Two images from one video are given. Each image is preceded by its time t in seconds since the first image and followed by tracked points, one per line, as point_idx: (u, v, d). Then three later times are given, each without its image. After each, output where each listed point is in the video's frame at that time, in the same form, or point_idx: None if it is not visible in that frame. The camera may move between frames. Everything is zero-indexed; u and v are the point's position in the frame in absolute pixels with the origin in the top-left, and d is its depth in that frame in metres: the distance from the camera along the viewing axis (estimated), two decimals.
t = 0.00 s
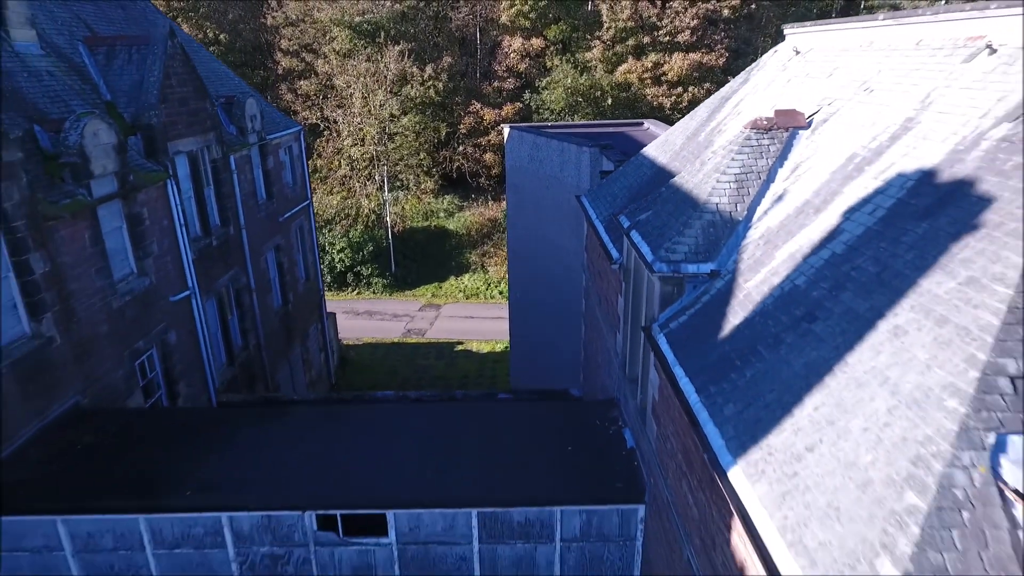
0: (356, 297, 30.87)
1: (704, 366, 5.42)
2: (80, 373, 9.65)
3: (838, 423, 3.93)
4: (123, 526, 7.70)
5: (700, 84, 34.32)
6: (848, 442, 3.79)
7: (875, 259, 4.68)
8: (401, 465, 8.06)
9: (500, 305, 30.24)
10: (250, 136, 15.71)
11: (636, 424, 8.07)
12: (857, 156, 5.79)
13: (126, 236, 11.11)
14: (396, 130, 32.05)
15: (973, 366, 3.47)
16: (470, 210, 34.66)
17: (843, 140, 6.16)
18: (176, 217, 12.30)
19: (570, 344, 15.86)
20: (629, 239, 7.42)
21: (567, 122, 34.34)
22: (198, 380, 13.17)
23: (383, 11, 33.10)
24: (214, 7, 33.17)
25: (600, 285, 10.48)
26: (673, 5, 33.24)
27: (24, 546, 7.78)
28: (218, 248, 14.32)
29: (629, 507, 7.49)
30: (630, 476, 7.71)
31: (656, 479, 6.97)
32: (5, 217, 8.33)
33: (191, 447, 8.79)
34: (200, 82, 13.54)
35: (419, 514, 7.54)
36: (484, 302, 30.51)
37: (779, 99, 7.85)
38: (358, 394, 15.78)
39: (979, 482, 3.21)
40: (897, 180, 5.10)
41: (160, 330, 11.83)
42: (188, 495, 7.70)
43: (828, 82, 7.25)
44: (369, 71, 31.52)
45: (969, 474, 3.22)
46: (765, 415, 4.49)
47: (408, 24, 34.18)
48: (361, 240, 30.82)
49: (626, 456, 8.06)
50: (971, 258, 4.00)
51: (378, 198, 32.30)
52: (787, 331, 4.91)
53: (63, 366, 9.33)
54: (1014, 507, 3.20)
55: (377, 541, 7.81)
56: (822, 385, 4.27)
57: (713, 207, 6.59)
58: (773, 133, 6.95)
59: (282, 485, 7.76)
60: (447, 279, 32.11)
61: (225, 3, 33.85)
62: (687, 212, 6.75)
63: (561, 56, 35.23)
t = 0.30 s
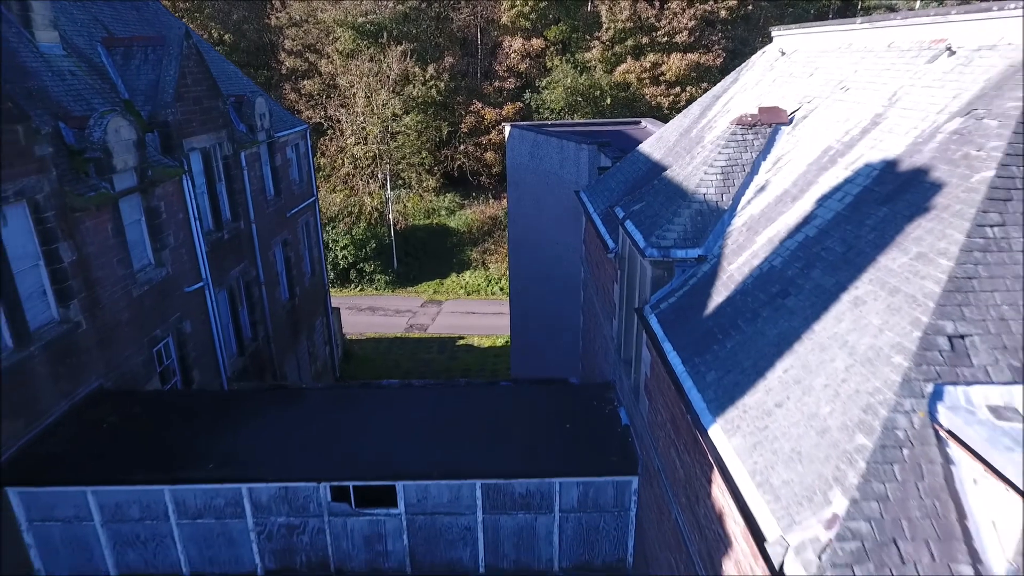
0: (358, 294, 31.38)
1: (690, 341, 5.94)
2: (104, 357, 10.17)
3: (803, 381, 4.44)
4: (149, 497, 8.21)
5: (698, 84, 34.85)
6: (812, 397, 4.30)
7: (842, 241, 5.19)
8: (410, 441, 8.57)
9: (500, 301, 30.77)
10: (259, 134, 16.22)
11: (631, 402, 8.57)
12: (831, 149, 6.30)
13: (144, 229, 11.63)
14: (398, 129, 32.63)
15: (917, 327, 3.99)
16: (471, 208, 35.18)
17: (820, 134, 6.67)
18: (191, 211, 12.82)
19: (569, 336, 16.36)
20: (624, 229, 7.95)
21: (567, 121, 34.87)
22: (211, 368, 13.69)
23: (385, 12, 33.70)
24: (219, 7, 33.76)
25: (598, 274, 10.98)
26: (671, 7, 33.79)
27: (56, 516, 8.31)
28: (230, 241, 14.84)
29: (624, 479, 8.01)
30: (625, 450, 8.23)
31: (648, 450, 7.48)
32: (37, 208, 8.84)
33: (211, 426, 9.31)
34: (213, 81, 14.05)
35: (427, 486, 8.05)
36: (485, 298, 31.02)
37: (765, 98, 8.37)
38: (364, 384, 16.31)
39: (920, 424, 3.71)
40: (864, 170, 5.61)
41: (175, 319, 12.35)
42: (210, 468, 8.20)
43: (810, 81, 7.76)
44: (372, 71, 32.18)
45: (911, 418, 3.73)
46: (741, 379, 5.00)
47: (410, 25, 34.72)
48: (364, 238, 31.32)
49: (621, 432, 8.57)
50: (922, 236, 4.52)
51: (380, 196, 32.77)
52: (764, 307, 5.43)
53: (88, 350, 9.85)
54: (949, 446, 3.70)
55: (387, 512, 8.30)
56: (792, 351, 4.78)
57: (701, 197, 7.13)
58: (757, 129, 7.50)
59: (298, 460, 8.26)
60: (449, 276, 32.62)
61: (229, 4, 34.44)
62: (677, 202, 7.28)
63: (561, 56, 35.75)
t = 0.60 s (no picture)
0: (361, 290, 31.85)
1: (678, 319, 6.43)
2: (124, 344, 10.67)
3: (777, 350, 4.94)
4: (172, 473, 8.72)
5: (696, 83, 35.28)
6: (784, 362, 4.80)
7: (816, 226, 5.68)
8: (417, 421, 9.06)
9: (501, 297, 31.23)
10: (267, 132, 16.71)
11: (626, 384, 9.07)
12: (810, 143, 6.79)
13: (160, 222, 12.13)
14: (400, 128, 33.13)
15: (874, 299, 4.49)
16: (472, 206, 35.65)
17: (801, 130, 7.16)
18: (204, 205, 13.31)
19: (568, 328, 16.83)
20: (619, 220, 8.44)
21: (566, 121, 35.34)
22: (222, 357, 14.19)
23: (387, 12, 34.21)
24: (223, 8, 34.29)
25: (595, 265, 11.47)
26: (669, 7, 34.17)
27: (84, 491, 8.81)
28: (240, 236, 15.34)
29: (619, 455, 8.51)
30: (620, 429, 8.73)
31: (642, 426, 7.97)
32: (64, 200, 9.33)
33: (228, 407, 9.82)
34: (224, 81, 14.53)
35: (433, 462, 8.55)
36: (486, 295, 31.49)
37: (751, 96, 8.87)
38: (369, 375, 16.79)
39: (875, 381, 4.21)
40: (838, 162, 6.11)
41: (189, 309, 12.85)
42: (229, 445, 8.68)
43: (793, 81, 8.26)
44: (374, 71, 32.63)
45: (867, 376, 4.23)
46: (723, 351, 5.49)
47: (412, 25, 35.23)
48: (366, 235, 31.84)
49: (617, 412, 9.07)
50: (884, 219, 5.02)
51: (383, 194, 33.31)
52: (745, 287, 5.92)
53: (110, 336, 10.35)
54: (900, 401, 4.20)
55: (396, 487, 8.78)
56: (768, 324, 5.28)
57: (690, 189, 7.63)
58: (743, 125, 8.00)
59: (312, 437, 8.75)
60: (450, 273, 33.09)
61: (233, 4, 34.98)
62: (669, 194, 7.78)
63: (561, 56, 36.21)
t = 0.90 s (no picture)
0: (364, 287, 32.36)
1: (667, 300, 6.95)
2: (143, 331, 11.19)
3: (754, 323, 5.47)
4: (192, 451, 9.24)
5: (693, 83, 35.86)
6: (760, 334, 5.32)
7: (792, 213, 6.20)
8: (423, 401, 9.58)
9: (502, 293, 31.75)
10: (275, 130, 17.23)
11: (621, 366, 9.62)
12: (790, 138, 7.32)
13: (176, 216, 12.64)
14: (402, 127, 33.66)
15: (839, 275, 5.02)
16: (472, 204, 36.18)
17: (783, 126, 7.69)
18: (217, 200, 13.83)
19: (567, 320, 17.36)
20: (615, 211, 8.96)
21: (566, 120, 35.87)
22: (234, 347, 14.71)
23: (389, 13, 34.74)
24: (228, 9, 34.83)
25: (593, 257, 12.00)
26: (666, 8, 34.86)
27: (109, 467, 9.32)
28: (250, 230, 15.86)
29: (614, 432, 9.05)
30: (616, 408, 9.27)
31: (635, 404, 8.50)
32: (89, 192, 9.84)
33: (243, 390, 10.34)
34: (234, 80, 15.05)
35: (440, 439, 9.08)
36: (487, 291, 31.99)
37: (739, 95, 9.40)
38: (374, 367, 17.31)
39: (837, 347, 4.74)
40: (814, 155, 6.63)
41: (203, 300, 13.37)
42: (246, 423, 9.20)
43: (778, 80, 8.79)
44: (377, 71, 33.16)
45: (830, 343, 4.76)
46: (707, 326, 6.01)
47: (413, 26, 35.75)
48: (369, 232, 32.45)
49: (612, 394, 9.60)
50: (851, 205, 5.55)
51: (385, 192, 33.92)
52: (728, 269, 6.44)
53: (131, 323, 10.86)
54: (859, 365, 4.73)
55: (404, 464, 9.30)
56: (747, 301, 5.79)
57: (680, 181, 8.15)
58: (731, 122, 8.52)
59: (325, 417, 9.27)
60: (451, 270, 33.61)
61: (238, 5, 35.50)
62: (661, 186, 8.30)
63: (561, 56, 36.74)
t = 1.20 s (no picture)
0: (367, 283, 32.98)
1: (656, 282, 7.57)
2: (163, 317, 11.80)
3: (731, 298, 6.08)
4: (213, 427, 9.85)
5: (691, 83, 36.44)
6: (737, 307, 5.93)
7: (770, 200, 6.80)
8: (430, 382, 10.19)
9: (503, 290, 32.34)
10: (284, 128, 17.84)
11: (616, 349, 10.24)
12: (771, 133, 7.92)
13: (193, 210, 13.26)
14: (405, 126, 34.28)
15: (806, 253, 5.62)
16: (474, 202, 36.77)
17: (765, 123, 8.29)
18: (230, 195, 14.45)
19: (566, 311, 17.97)
20: (610, 203, 9.56)
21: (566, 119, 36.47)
22: (245, 336, 15.33)
23: (392, 14, 35.35)
24: (233, 10, 35.45)
25: (590, 248, 12.61)
26: (664, 9, 35.49)
27: (135, 443, 9.94)
28: (260, 224, 16.47)
29: (609, 410, 9.65)
30: (611, 388, 9.87)
31: (629, 383, 9.09)
32: (115, 186, 10.45)
33: (259, 372, 10.95)
34: (246, 80, 15.66)
35: (446, 417, 9.69)
36: (488, 287, 32.59)
37: (727, 94, 10.00)
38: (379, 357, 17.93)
39: (803, 316, 5.35)
40: (790, 148, 7.23)
41: (218, 290, 13.98)
42: (264, 401, 9.81)
43: (762, 80, 9.40)
44: (380, 71, 33.78)
45: (797, 312, 5.36)
46: (691, 303, 6.61)
47: (416, 26, 36.36)
48: (372, 229, 32.96)
49: (608, 375, 10.21)
50: (819, 192, 6.16)
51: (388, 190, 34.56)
52: (711, 252, 7.04)
53: (153, 310, 11.48)
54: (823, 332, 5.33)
55: (411, 440, 9.90)
56: (727, 280, 6.39)
57: (671, 174, 8.75)
58: (717, 119, 9.13)
59: (338, 396, 9.89)
60: (453, 267, 34.20)
61: (243, 7, 36.11)
62: (652, 178, 8.90)
63: (561, 57, 37.33)
